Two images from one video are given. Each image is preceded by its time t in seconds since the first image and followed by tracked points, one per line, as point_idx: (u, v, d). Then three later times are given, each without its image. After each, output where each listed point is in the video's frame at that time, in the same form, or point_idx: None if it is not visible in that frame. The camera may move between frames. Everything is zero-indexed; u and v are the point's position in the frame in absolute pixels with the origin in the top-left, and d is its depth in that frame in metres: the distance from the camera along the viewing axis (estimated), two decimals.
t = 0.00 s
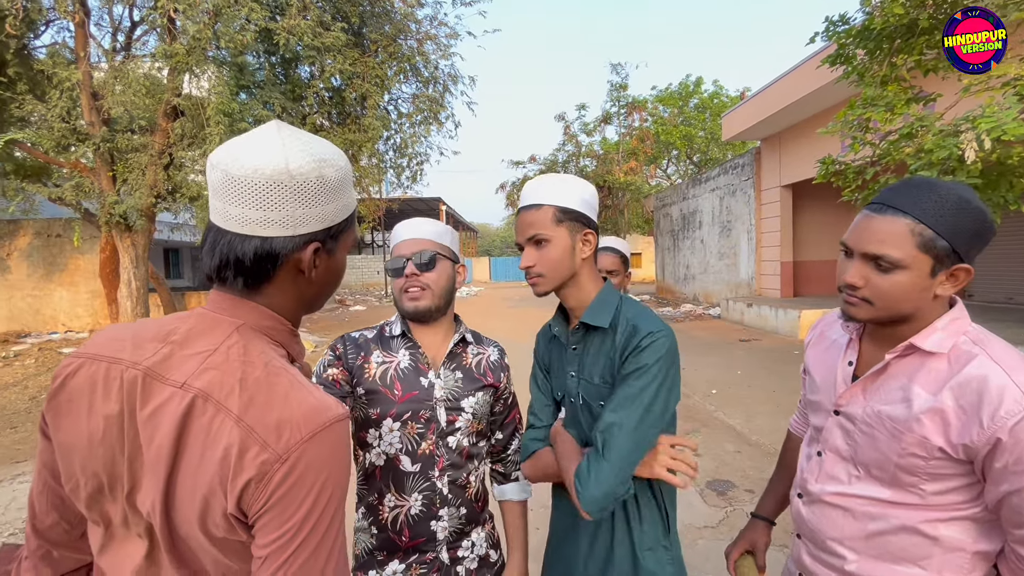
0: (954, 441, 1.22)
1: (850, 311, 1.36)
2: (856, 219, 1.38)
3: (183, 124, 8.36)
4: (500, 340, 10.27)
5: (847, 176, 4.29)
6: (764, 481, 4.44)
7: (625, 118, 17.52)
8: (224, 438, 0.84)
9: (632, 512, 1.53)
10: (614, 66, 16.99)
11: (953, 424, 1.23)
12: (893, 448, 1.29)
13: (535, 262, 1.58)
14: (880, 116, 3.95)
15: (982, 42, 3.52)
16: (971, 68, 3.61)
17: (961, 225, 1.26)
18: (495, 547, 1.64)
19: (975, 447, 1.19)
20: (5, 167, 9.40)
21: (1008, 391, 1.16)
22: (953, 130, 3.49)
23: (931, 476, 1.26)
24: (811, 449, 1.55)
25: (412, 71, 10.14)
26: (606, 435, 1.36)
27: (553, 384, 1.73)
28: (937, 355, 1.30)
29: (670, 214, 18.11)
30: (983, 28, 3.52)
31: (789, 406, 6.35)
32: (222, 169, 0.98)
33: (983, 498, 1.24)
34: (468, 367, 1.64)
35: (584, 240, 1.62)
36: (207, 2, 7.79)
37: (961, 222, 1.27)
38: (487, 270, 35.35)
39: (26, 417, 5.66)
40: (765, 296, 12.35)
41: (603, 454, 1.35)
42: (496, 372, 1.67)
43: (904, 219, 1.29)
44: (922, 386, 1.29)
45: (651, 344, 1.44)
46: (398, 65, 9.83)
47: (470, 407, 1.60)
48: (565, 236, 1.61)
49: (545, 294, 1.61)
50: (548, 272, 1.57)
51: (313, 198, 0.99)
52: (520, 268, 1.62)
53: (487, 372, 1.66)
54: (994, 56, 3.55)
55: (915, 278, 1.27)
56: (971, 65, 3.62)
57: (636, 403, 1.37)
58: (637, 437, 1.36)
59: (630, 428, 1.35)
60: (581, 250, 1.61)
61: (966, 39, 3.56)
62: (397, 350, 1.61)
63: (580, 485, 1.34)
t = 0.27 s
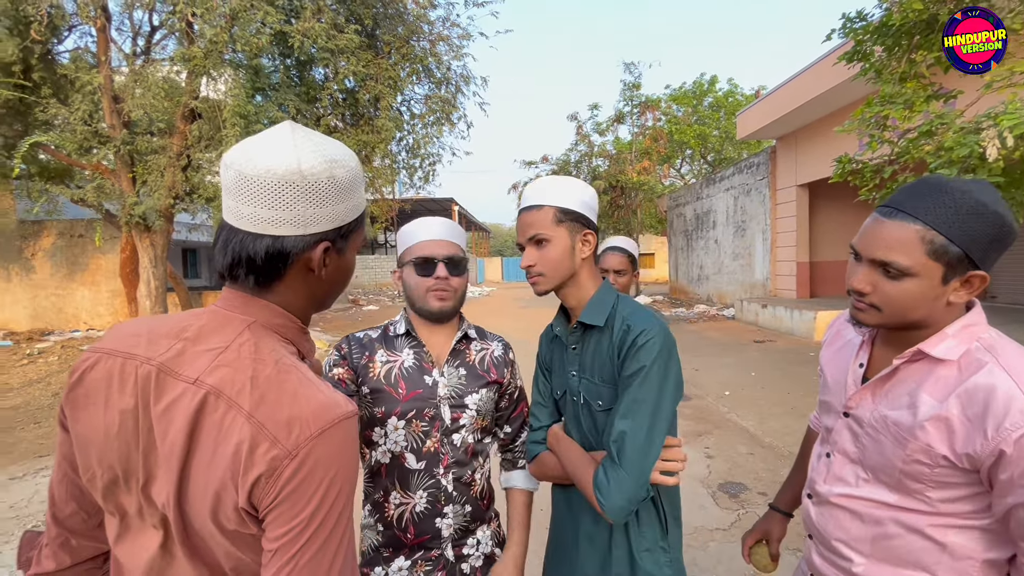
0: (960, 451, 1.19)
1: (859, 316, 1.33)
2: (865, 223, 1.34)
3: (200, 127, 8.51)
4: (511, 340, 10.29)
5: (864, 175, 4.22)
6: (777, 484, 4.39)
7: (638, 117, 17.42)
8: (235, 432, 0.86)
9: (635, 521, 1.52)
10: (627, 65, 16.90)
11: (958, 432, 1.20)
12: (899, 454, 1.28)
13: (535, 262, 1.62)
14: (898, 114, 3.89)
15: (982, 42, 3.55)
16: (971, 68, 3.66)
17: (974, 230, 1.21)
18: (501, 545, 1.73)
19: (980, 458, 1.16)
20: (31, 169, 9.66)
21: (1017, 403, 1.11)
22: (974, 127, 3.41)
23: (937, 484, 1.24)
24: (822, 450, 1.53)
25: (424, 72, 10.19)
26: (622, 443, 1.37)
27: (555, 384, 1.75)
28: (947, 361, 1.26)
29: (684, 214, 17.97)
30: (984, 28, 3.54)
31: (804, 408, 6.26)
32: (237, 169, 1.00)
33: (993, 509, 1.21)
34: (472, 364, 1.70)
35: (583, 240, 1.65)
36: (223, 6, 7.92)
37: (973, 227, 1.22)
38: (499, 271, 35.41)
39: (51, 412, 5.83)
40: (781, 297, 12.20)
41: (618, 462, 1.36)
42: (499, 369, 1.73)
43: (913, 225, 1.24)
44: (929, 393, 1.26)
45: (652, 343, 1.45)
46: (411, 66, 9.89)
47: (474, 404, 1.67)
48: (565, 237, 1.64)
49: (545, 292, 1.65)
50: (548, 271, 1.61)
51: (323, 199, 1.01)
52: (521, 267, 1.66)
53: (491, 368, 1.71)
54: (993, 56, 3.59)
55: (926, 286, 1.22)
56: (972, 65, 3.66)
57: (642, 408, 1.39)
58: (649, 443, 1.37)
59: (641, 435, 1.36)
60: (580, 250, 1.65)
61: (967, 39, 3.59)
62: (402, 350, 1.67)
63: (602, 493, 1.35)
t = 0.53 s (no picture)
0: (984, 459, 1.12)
1: (874, 315, 1.25)
2: (881, 219, 1.26)
3: (219, 129, 8.67)
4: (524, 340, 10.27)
5: (885, 173, 4.11)
6: (794, 489, 4.31)
7: (654, 116, 17.27)
8: (237, 426, 0.87)
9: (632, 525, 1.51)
10: (643, 64, 16.76)
11: (984, 439, 1.12)
12: (918, 460, 1.21)
13: (540, 261, 1.61)
14: (921, 110, 3.76)
15: (981, 42, 3.54)
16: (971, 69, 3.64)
17: (996, 226, 1.13)
18: (506, 542, 1.75)
19: (1007, 465, 1.10)
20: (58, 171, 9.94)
21: None
22: (1001, 123, 3.30)
23: (959, 492, 1.18)
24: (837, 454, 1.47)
25: (439, 73, 10.25)
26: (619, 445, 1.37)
27: (559, 383, 1.77)
28: (971, 363, 1.18)
29: (701, 214, 17.76)
30: (982, 29, 3.55)
31: (822, 411, 6.14)
32: (240, 168, 1.01)
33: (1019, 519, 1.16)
34: (475, 361, 1.73)
35: (588, 239, 1.62)
36: (241, 10, 8.06)
37: (995, 223, 1.14)
38: (514, 271, 35.44)
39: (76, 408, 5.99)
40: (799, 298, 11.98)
41: (616, 464, 1.36)
42: (502, 364, 1.76)
43: (931, 221, 1.16)
44: (951, 396, 1.18)
45: (653, 344, 1.44)
46: (426, 67, 9.95)
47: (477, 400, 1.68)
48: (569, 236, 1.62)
49: (550, 292, 1.65)
50: (552, 270, 1.60)
51: (327, 197, 1.02)
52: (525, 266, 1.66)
53: (493, 365, 1.74)
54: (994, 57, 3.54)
55: (944, 284, 1.14)
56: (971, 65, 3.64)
57: (642, 410, 1.38)
58: (647, 445, 1.36)
59: (640, 438, 1.36)
60: (584, 249, 1.63)
61: (967, 39, 3.60)
62: (406, 346, 1.68)
63: (599, 495, 1.35)
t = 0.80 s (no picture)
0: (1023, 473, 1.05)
1: (899, 317, 1.19)
2: (909, 217, 1.21)
3: (241, 132, 8.83)
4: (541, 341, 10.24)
5: (913, 171, 3.97)
6: (815, 496, 4.19)
7: (673, 115, 17.06)
8: (238, 425, 0.86)
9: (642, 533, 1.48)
10: (662, 63, 16.59)
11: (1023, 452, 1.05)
12: (952, 474, 1.14)
13: (550, 263, 1.58)
14: (951, 106, 3.60)
15: (982, 42, 3.53)
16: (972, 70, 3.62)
17: None
18: (511, 548, 1.74)
19: None
20: (88, 175, 10.24)
21: None
22: None
23: (995, 508, 1.11)
24: (860, 466, 1.40)
25: (456, 75, 10.29)
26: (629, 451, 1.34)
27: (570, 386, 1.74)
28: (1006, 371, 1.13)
29: (721, 214, 17.49)
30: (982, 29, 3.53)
31: (846, 417, 5.98)
32: (243, 169, 1.00)
33: None
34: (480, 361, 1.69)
35: (599, 240, 1.60)
36: (263, 16, 8.22)
37: None
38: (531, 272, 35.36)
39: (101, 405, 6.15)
40: (823, 300, 11.70)
41: (626, 471, 1.33)
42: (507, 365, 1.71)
43: (963, 218, 1.11)
44: (986, 406, 1.12)
45: (665, 347, 1.41)
46: (443, 69, 10.00)
47: (479, 402, 1.66)
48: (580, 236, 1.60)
49: (562, 294, 1.62)
50: (563, 273, 1.57)
51: (329, 197, 1.00)
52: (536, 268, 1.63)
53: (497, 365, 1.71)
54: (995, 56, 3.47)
55: (976, 285, 1.10)
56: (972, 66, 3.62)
57: (654, 416, 1.35)
58: (658, 451, 1.33)
59: (652, 443, 1.33)
60: (595, 250, 1.60)
61: (966, 40, 3.58)
62: (411, 348, 1.67)
63: (608, 501, 1.32)
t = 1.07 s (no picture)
0: None
1: (934, 319, 1.07)
2: (947, 208, 1.09)
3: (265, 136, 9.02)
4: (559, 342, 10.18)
5: (947, 168, 3.77)
6: (840, 505, 4.04)
7: (695, 114, 16.79)
8: (220, 422, 0.84)
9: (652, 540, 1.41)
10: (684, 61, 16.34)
11: None
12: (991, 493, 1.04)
13: (556, 262, 1.54)
14: (988, 100, 3.35)
15: (981, 42, 3.50)
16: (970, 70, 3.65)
17: None
18: (514, 551, 1.72)
19: None
20: (120, 178, 10.58)
21: None
22: None
23: None
24: (886, 477, 1.30)
25: (475, 76, 10.32)
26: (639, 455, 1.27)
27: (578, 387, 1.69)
28: None
29: (744, 214, 17.14)
30: (985, 28, 3.51)
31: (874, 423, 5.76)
32: (230, 164, 0.99)
33: None
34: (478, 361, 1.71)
35: (607, 237, 1.56)
36: (285, 21, 8.42)
37: None
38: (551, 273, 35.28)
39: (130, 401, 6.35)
40: (851, 302, 11.35)
41: (636, 477, 1.26)
42: (506, 366, 1.73)
43: (1012, 208, 0.99)
44: None
45: (676, 346, 1.33)
46: (462, 71, 10.03)
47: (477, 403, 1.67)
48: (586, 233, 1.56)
49: (568, 293, 1.57)
50: (569, 271, 1.53)
51: (313, 191, 0.98)
52: (541, 267, 1.58)
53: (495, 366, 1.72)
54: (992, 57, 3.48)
55: None
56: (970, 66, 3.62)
57: (666, 419, 1.28)
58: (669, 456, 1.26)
59: (663, 449, 1.26)
60: (603, 248, 1.56)
61: (967, 40, 3.57)
62: (408, 346, 1.69)
63: (616, 508, 1.26)
